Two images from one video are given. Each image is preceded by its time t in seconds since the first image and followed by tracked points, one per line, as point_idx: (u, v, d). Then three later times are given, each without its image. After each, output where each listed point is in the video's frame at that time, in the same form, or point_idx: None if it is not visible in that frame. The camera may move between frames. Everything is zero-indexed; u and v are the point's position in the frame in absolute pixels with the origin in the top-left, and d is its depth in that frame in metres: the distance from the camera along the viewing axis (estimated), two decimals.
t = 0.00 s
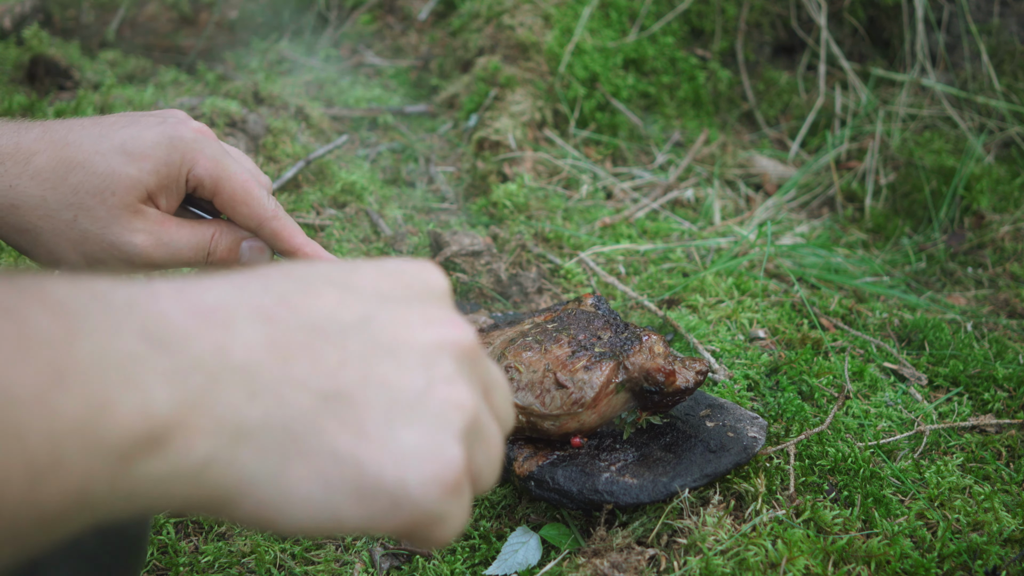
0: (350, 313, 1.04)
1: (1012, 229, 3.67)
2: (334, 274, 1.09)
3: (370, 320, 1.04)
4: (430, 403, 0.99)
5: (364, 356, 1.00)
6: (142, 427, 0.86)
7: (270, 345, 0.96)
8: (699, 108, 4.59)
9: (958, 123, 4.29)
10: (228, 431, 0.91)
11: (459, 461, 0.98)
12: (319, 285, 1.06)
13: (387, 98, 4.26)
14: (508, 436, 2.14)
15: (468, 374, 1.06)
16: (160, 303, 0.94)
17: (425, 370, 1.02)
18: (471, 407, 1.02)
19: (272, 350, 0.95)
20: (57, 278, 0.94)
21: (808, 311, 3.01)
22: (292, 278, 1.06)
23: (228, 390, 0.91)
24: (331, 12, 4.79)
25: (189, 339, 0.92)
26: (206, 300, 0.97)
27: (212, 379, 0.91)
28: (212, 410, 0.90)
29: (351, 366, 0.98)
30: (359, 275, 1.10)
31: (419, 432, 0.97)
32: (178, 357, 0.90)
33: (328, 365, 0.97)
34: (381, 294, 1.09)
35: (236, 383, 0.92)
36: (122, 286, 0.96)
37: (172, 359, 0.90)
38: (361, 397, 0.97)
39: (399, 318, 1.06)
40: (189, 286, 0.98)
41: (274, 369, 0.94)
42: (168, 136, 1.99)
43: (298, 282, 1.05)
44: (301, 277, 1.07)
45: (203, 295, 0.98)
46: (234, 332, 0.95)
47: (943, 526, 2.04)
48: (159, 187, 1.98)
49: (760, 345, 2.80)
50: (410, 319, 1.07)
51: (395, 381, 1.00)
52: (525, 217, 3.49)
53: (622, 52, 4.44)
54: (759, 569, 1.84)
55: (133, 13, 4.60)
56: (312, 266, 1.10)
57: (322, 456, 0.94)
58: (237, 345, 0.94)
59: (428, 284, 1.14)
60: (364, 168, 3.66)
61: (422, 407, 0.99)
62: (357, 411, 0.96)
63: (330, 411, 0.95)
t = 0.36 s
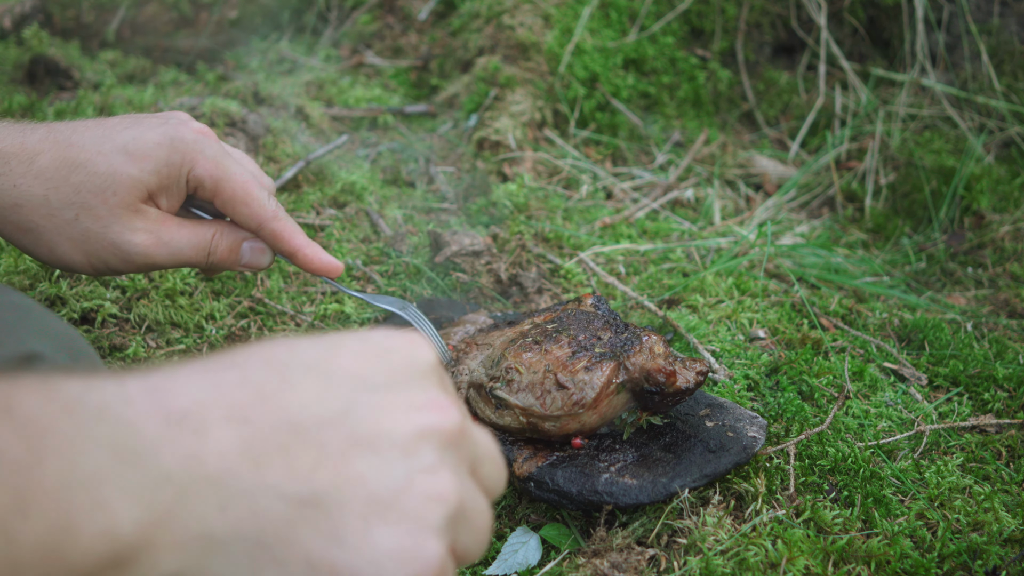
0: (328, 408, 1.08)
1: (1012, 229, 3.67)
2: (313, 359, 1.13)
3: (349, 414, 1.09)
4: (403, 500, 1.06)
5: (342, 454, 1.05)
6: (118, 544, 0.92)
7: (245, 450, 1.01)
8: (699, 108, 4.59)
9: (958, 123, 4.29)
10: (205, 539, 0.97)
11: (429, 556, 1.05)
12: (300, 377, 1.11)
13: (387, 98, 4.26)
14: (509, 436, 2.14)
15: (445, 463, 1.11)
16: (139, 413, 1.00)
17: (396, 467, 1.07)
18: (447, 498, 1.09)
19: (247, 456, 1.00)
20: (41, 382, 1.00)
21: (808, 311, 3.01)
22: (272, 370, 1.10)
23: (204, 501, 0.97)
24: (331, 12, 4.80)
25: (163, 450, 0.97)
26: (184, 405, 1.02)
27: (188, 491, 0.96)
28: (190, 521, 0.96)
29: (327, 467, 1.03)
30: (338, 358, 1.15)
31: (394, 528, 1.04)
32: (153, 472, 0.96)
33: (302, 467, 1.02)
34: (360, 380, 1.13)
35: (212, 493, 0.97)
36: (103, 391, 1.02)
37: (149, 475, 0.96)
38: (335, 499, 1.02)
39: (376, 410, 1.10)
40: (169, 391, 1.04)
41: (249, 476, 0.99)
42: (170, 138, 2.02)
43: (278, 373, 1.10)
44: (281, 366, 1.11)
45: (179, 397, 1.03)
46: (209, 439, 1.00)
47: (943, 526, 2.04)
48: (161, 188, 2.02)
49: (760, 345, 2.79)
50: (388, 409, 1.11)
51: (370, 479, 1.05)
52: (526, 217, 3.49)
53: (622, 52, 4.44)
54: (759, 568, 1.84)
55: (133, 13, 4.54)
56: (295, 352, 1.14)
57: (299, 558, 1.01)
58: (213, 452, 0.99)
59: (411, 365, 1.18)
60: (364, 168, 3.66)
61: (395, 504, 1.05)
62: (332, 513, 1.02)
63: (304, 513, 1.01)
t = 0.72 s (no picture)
0: (302, 448, 1.11)
1: (1012, 229, 3.67)
2: (290, 396, 1.15)
3: (319, 453, 1.11)
4: (372, 538, 1.08)
5: (315, 489, 1.09)
6: None
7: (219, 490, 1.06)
8: (699, 108, 4.59)
9: (958, 123, 4.28)
10: None
11: None
12: (275, 413, 1.13)
13: (387, 98, 4.27)
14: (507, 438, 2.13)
15: (420, 496, 1.13)
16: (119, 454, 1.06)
17: (367, 505, 1.09)
18: (417, 535, 1.10)
19: (220, 497, 1.05)
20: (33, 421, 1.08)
21: (808, 311, 3.01)
22: (248, 405, 1.13)
23: (177, 542, 1.03)
24: (331, 12, 4.80)
25: (141, 493, 1.03)
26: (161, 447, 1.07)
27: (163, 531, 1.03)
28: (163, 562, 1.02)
29: (298, 505, 1.07)
30: (317, 396, 1.16)
31: (363, 568, 1.06)
32: (130, 514, 1.02)
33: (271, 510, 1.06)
34: (336, 417, 1.15)
35: (185, 532, 1.03)
36: (84, 432, 1.08)
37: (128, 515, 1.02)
38: (309, 536, 1.06)
39: (349, 450, 1.12)
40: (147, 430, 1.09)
41: (217, 515, 1.05)
42: (151, 153, 2.03)
43: (256, 411, 1.13)
44: (259, 405, 1.14)
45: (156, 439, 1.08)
46: (184, 481, 1.05)
47: (943, 526, 2.04)
48: (143, 203, 2.03)
49: (761, 345, 2.79)
50: (361, 448, 1.13)
51: (342, 515, 1.08)
52: (526, 217, 3.48)
53: (622, 52, 4.44)
54: (759, 568, 1.84)
55: (133, 13, 4.53)
56: (271, 386, 1.16)
57: None
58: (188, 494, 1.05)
59: (387, 393, 1.19)
60: (364, 168, 3.66)
61: (366, 539, 1.08)
62: (306, 548, 1.06)
63: (274, 551, 1.06)
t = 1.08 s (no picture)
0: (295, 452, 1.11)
1: (1012, 229, 3.67)
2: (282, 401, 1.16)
3: (314, 456, 1.12)
4: (363, 542, 1.09)
5: (304, 497, 1.09)
6: None
7: (212, 493, 1.05)
8: (699, 108, 4.59)
9: (958, 123, 4.29)
10: None
11: None
12: (268, 420, 1.14)
13: (387, 98, 4.27)
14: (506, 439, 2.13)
15: (411, 502, 1.15)
16: (108, 462, 1.03)
17: (359, 508, 1.11)
18: (411, 539, 1.12)
19: (212, 502, 1.04)
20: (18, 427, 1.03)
21: (808, 311, 3.01)
22: (240, 413, 1.14)
23: (166, 548, 1.01)
24: (331, 12, 4.80)
25: (133, 499, 1.01)
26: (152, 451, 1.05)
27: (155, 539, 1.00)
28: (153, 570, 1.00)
29: (291, 512, 1.07)
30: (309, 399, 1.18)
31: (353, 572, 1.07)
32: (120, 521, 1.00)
33: (264, 513, 1.06)
34: (329, 423, 1.16)
35: (176, 538, 1.01)
36: (65, 439, 1.04)
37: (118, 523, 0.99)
38: (300, 543, 1.06)
39: (344, 451, 1.14)
40: (136, 435, 1.06)
41: (209, 519, 1.03)
42: (131, 167, 2.02)
43: (248, 416, 1.13)
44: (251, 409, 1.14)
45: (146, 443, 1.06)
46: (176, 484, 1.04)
47: (943, 526, 2.04)
48: (124, 218, 2.02)
49: (760, 345, 2.79)
50: (354, 452, 1.14)
51: (333, 521, 1.09)
52: (526, 217, 3.49)
53: (622, 52, 4.44)
54: (759, 568, 1.84)
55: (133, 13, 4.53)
56: (263, 393, 1.17)
57: None
58: (180, 499, 1.03)
59: (378, 402, 1.21)
60: (364, 168, 3.67)
61: (357, 546, 1.09)
62: (294, 557, 1.06)
63: (267, 556, 1.05)
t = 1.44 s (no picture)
0: (294, 453, 1.04)
1: (1012, 229, 3.67)
2: (281, 400, 1.10)
3: (314, 456, 1.05)
4: (365, 544, 1.02)
5: (304, 497, 1.02)
6: None
7: (208, 497, 0.99)
8: (699, 108, 4.59)
9: (958, 123, 4.28)
10: None
11: None
12: (268, 419, 1.07)
13: (387, 98, 4.27)
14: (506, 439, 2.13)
15: (414, 502, 1.08)
16: (103, 462, 0.99)
17: (361, 507, 1.03)
18: (413, 539, 1.05)
19: (208, 505, 0.98)
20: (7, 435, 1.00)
21: (808, 311, 3.01)
22: (240, 411, 1.07)
23: (166, 549, 0.96)
24: (331, 12, 4.80)
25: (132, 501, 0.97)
26: (148, 454, 1.00)
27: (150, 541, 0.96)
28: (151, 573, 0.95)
29: (290, 512, 1.01)
30: (309, 398, 1.10)
31: None
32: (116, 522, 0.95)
33: (263, 515, 0.99)
34: (328, 423, 1.08)
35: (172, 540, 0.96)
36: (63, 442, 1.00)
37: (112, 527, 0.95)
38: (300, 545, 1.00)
39: (345, 452, 1.06)
40: (132, 438, 1.01)
41: (206, 523, 0.97)
42: (126, 166, 2.01)
43: (247, 415, 1.07)
44: (250, 407, 1.08)
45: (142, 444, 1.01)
46: (171, 487, 0.98)
47: (943, 526, 2.04)
48: (120, 217, 2.03)
49: (760, 345, 2.79)
50: (357, 451, 1.07)
51: (336, 522, 1.02)
52: (526, 217, 3.49)
53: (622, 52, 4.44)
54: (759, 568, 1.84)
55: (133, 13, 4.53)
56: (264, 392, 1.10)
57: None
58: (175, 501, 0.97)
59: (380, 400, 1.13)
60: (364, 168, 3.67)
61: (360, 548, 1.02)
62: (291, 563, 0.99)
63: (269, 560, 0.99)
